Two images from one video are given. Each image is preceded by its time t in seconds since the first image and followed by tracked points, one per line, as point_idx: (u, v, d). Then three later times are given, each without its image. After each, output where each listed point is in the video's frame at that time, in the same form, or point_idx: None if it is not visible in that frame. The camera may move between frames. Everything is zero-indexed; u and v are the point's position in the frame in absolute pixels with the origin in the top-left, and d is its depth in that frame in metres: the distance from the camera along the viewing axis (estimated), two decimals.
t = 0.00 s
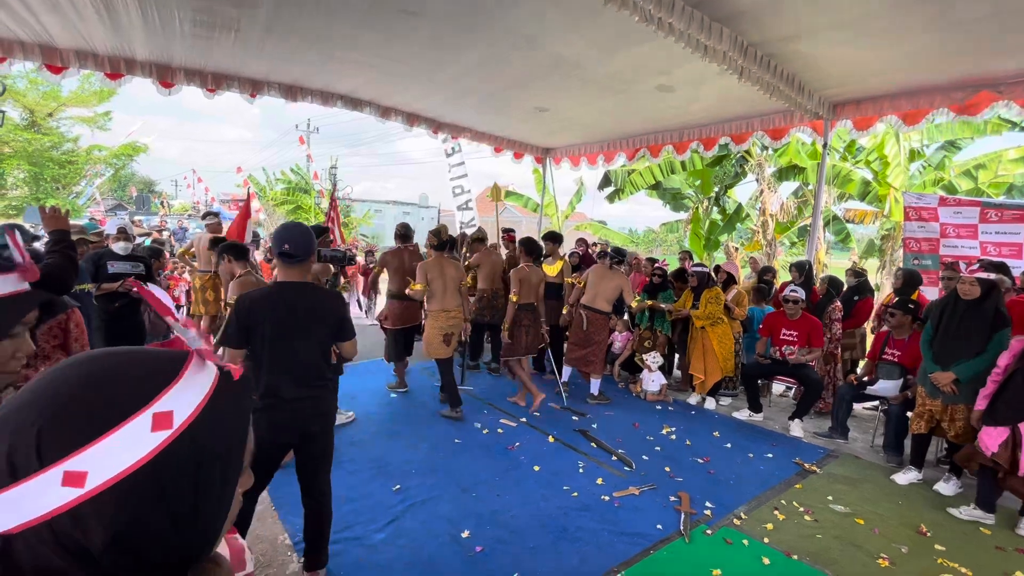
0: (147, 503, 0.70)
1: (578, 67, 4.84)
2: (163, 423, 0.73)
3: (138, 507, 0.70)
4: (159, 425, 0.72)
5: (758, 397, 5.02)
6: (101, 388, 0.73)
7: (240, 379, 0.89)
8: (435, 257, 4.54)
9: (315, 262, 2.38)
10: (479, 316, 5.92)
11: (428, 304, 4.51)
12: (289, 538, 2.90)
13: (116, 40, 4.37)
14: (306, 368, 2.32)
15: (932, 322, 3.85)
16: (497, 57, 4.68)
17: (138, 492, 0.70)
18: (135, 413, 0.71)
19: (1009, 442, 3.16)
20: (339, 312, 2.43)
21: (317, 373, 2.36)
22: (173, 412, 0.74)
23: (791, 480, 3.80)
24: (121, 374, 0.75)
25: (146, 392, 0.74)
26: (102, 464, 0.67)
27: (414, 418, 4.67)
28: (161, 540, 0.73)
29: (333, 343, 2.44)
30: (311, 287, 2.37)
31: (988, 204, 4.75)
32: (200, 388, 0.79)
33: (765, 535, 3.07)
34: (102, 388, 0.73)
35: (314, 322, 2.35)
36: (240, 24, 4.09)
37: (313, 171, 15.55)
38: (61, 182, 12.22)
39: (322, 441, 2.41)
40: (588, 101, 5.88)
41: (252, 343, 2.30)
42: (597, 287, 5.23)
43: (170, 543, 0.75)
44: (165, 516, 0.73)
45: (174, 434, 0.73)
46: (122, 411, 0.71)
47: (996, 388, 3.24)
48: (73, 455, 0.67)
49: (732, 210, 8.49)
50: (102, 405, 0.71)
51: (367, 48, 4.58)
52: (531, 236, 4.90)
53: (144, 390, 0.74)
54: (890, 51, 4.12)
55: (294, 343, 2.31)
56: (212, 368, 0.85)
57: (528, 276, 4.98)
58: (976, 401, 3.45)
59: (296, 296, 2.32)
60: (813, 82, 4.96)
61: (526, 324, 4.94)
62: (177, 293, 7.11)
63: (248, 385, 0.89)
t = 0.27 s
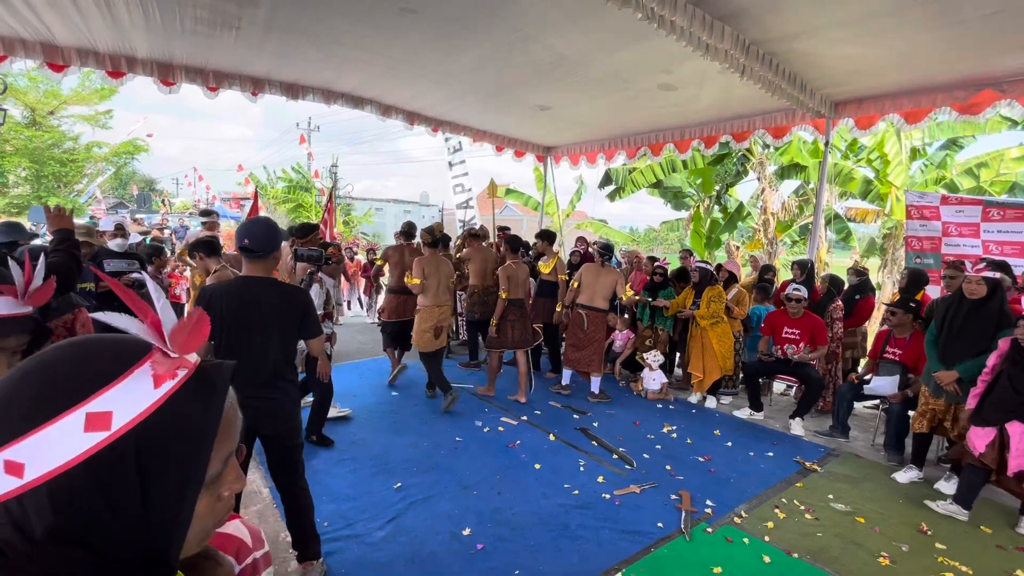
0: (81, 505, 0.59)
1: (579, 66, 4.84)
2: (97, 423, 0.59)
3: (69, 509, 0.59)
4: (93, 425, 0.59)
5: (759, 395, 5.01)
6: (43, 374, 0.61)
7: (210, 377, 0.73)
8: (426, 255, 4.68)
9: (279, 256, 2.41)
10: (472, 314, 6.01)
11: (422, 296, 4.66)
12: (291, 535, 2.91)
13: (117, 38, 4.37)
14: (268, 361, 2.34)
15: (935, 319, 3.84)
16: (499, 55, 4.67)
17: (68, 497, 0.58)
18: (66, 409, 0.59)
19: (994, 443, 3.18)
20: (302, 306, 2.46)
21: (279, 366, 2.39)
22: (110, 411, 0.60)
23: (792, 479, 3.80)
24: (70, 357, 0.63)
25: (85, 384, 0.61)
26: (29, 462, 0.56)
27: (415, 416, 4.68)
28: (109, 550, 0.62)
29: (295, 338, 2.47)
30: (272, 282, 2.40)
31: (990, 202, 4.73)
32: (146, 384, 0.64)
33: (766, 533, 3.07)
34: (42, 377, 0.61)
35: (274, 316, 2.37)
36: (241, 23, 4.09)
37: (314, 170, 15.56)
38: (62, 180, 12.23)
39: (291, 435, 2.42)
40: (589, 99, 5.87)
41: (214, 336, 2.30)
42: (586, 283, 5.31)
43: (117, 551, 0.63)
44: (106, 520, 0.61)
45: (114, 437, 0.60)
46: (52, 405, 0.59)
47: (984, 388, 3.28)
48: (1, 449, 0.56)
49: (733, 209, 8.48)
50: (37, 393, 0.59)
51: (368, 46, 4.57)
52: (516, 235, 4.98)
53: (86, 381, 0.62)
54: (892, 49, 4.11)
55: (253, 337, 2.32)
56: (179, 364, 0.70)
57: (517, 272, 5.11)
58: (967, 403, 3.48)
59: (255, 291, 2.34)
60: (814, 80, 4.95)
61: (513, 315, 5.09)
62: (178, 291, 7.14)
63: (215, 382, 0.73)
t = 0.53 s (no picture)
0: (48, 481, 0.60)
1: (580, 63, 4.82)
2: (59, 401, 0.60)
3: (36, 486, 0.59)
4: (55, 402, 0.60)
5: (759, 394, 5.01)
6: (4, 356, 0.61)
7: (176, 357, 0.72)
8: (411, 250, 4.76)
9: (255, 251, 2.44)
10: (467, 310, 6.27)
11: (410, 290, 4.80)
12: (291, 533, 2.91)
13: (118, 35, 4.36)
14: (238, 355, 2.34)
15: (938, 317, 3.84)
16: (499, 52, 4.65)
17: (35, 473, 0.59)
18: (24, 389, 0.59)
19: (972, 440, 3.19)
20: (274, 302, 2.47)
21: (251, 362, 2.40)
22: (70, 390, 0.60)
23: (792, 478, 3.80)
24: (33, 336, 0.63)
25: (48, 364, 0.61)
26: None
27: (416, 414, 4.68)
28: (79, 524, 0.63)
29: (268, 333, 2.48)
30: (243, 277, 2.40)
31: (993, 201, 4.71)
32: (107, 363, 0.64)
33: (767, 532, 3.07)
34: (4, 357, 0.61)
35: (245, 312, 2.38)
36: (242, 20, 4.08)
37: (315, 168, 15.56)
38: (63, 178, 12.25)
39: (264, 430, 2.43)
40: (590, 97, 5.85)
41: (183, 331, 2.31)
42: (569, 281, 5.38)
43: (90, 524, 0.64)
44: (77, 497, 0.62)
45: (79, 413, 0.61)
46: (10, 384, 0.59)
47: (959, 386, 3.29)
48: None
49: (734, 208, 8.47)
50: None
51: (368, 44, 4.56)
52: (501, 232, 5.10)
53: (45, 360, 0.62)
54: (895, 46, 4.09)
55: (222, 332, 2.32)
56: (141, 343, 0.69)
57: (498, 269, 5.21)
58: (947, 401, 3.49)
59: (225, 285, 2.34)
60: (816, 78, 4.93)
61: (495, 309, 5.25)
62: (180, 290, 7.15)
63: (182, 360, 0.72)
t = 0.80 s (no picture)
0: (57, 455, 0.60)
1: (582, 62, 4.82)
2: (64, 377, 0.61)
3: (44, 461, 0.60)
4: (59, 379, 0.61)
5: (760, 393, 5.01)
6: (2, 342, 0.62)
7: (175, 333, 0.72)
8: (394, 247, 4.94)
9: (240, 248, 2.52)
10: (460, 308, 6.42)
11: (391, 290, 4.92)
12: (294, 531, 2.91)
13: (119, 34, 4.37)
14: (228, 351, 2.46)
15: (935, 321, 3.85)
16: (501, 51, 4.65)
17: (42, 448, 0.59)
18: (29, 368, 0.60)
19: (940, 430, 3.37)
20: (261, 299, 2.58)
21: (241, 355, 2.51)
22: (75, 367, 0.62)
23: (793, 477, 3.80)
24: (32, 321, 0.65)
25: (46, 347, 0.63)
26: None
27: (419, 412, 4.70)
28: (86, 500, 0.63)
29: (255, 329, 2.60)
30: (230, 275, 2.51)
31: (995, 200, 4.70)
32: (109, 340, 0.65)
33: (768, 531, 3.08)
34: None
35: (232, 308, 2.49)
36: (244, 19, 4.08)
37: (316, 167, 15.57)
38: (65, 177, 12.28)
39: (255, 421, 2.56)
40: (591, 95, 5.85)
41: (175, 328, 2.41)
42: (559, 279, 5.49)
43: (99, 499, 0.64)
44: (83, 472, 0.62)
45: (78, 389, 0.61)
46: (16, 362, 0.61)
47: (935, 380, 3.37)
48: None
49: (735, 207, 8.46)
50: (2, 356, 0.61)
51: (369, 42, 4.55)
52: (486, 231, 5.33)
53: (44, 344, 0.63)
54: (897, 45, 4.08)
55: (211, 328, 2.43)
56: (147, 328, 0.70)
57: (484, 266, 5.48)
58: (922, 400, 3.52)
59: (212, 283, 2.45)
60: (818, 77, 4.92)
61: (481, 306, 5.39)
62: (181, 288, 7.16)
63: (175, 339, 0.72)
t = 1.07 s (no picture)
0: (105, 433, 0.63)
1: (584, 61, 4.82)
2: (104, 362, 0.64)
3: (91, 440, 0.62)
4: (101, 364, 0.64)
5: (763, 392, 5.00)
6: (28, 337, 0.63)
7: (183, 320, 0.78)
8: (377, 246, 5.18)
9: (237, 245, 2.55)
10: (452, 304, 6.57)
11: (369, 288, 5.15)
12: (296, 529, 2.92)
13: (122, 34, 4.38)
14: (229, 346, 2.48)
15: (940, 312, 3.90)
16: (503, 50, 4.65)
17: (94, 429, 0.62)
18: (71, 354, 0.63)
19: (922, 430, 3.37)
20: (261, 295, 2.63)
21: (242, 350, 2.55)
22: (114, 353, 0.65)
23: (795, 476, 3.80)
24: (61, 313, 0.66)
25: (78, 336, 0.65)
26: (48, 400, 0.60)
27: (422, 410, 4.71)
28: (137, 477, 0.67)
29: (255, 324, 2.63)
30: (230, 271, 2.55)
31: (998, 200, 4.70)
32: (144, 328, 0.70)
33: (770, 530, 3.07)
34: (28, 340, 0.63)
35: (233, 304, 2.53)
36: (246, 18, 4.08)
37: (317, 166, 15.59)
38: (67, 176, 12.33)
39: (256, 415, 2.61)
40: (593, 94, 5.85)
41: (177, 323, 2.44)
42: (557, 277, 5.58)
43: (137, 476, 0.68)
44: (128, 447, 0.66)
45: (122, 370, 0.65)
46: (54, 351, 0.63)
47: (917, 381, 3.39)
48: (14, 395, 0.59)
49: (737, 206, 8.45)
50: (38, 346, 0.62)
51: (371, 41, 4.55)
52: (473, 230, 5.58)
53: (79, 333, 0.65)
54: (901, 44, 4.07)
55: (213, 323, 2.46)
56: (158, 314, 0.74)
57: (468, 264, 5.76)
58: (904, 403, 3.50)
59: (213, 279, 2.49)
60: (821, 76, 4.91)
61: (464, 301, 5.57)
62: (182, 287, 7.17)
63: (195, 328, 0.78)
